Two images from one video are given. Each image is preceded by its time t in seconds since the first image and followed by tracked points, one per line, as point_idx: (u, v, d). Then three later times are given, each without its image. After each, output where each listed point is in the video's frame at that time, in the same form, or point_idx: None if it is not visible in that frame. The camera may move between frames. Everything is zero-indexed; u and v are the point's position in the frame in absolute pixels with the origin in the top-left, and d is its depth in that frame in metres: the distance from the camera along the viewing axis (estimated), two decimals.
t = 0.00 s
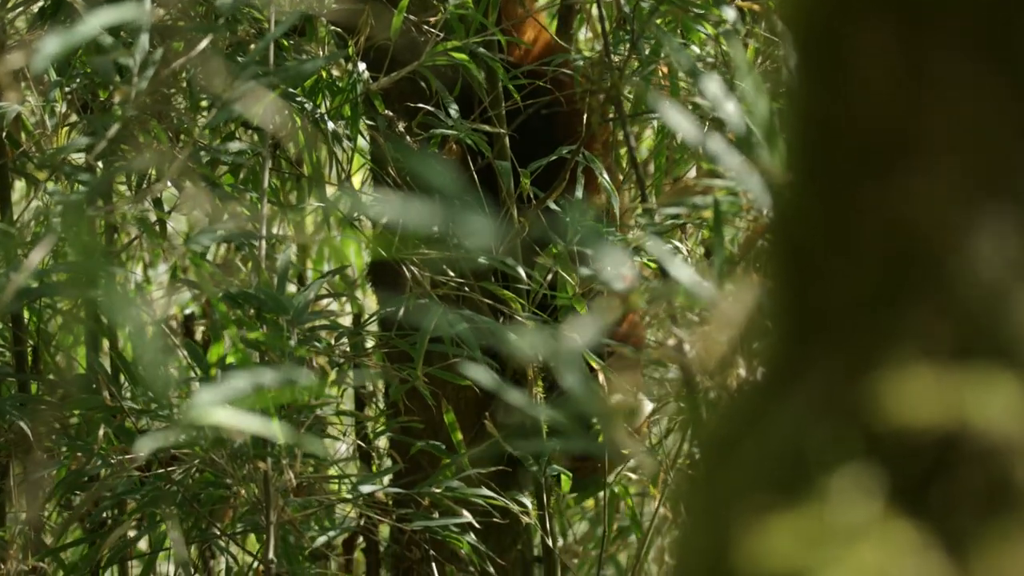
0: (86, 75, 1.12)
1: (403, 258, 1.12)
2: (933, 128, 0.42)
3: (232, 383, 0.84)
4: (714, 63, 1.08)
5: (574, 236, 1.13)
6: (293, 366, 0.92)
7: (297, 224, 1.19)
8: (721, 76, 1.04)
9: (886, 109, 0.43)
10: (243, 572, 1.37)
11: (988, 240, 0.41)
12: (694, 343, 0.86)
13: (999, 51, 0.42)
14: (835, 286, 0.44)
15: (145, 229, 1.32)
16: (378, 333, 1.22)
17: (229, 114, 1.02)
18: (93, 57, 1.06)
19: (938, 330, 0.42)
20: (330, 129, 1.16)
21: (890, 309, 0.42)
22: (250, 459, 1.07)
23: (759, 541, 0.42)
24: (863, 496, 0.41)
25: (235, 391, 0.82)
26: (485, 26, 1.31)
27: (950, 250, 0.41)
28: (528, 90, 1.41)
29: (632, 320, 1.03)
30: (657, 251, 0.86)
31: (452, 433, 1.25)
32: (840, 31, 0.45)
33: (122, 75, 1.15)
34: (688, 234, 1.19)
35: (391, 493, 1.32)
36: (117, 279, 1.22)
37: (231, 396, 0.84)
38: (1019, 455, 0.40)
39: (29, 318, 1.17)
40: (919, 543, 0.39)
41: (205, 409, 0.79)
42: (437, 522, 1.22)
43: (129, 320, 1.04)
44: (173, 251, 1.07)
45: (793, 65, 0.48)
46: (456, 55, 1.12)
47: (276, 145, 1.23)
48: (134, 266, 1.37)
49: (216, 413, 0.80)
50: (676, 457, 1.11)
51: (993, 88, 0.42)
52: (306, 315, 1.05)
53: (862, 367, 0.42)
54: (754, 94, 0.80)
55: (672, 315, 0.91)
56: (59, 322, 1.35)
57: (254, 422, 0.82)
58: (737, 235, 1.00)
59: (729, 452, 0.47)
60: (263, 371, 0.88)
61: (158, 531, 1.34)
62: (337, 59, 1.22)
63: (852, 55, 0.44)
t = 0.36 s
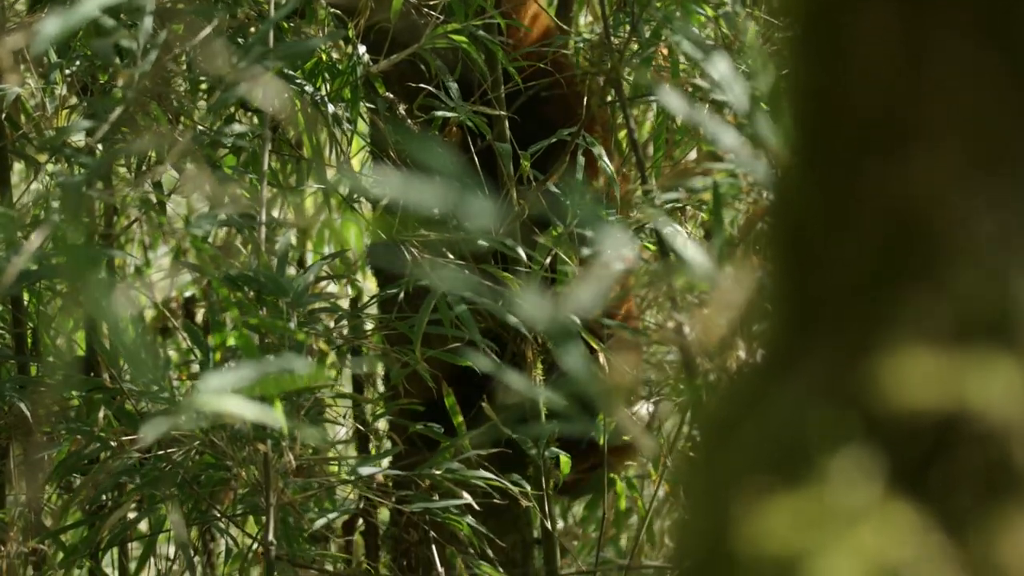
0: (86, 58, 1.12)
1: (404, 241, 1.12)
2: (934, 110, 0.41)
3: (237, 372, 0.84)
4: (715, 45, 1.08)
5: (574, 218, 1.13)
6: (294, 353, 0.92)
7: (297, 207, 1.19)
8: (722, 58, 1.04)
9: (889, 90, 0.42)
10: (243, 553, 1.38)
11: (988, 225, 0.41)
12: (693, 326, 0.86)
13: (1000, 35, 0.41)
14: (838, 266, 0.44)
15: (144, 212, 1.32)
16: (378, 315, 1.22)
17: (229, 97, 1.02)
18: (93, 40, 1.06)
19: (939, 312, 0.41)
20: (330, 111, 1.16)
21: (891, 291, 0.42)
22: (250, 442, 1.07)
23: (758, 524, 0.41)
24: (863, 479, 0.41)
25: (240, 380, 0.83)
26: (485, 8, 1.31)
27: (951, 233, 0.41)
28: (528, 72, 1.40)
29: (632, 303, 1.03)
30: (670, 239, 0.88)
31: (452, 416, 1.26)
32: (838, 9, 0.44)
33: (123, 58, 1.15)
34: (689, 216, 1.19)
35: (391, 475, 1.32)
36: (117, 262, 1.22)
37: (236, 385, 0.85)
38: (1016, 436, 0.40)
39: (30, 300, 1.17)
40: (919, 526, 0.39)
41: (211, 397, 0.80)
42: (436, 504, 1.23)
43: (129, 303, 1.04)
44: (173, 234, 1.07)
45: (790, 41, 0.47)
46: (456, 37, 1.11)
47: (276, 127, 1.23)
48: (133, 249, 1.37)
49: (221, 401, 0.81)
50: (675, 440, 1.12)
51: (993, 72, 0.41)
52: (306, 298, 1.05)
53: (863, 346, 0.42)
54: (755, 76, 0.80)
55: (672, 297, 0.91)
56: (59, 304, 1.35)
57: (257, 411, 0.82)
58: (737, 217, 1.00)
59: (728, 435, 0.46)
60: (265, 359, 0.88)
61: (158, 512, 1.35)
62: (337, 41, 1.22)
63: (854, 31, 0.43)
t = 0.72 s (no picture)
0: (85, 33, 1.12)
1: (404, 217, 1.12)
2: (935, 105, 0.41)
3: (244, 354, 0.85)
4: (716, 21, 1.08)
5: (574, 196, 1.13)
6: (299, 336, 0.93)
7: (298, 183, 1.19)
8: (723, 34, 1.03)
9: (889, 81, 0.42)
10: (243, 529, 1.38)
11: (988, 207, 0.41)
12: (693, 303, 0.86)
13: (1001, 22, 0.41)
14: (837, 251, 0.43)
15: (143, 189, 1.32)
16: (378, 292, 1.23)
17: (230, 71, 1.02)
18: (94, 16, 1.06)
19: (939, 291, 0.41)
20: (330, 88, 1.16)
21: (890, 273, 0.42)
22: (251, 418, 1.08)
23: (757, 500, 0.41)
24: (862, 455, 0.40)
25: (247, 363, 0.83)
26: None
27: (951, 216, 0.41)
28: (528, 49, 1.40)
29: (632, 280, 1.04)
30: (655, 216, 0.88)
31: (453, 393, 1.26)
32: None
33: (122, 34, 1.15)
34: (689, 193, 1.18)
35: (391, 451, 1.33)
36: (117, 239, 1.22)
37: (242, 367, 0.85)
38: (1017, 412, 0.40)
39: (31, 277, 1.17)
40: (919, 503, 0.39)
41: (218, 380, 0.80)
42: (437, 480, 1.23)
43: (130, 280, 1.04)
44: (173, 210, 1.07)
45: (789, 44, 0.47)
46: (456, 13, 1.11)
47: (276, 104, 1.23)
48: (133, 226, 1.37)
49: (227, 384, 0.81)
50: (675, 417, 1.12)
51: (993, 60, 0.41)
52: (307, 275, 1.05)
53: (861, 323, 0.42)
54: (757, 53, 0.80)
55: (673, 274, 0.91)
56: (58, 282, 1.36)
57: (262, 394, 0.83)
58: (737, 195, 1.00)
59: (729, 410, 0.45)
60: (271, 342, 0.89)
61: (158, 489, 1.35)
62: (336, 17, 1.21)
63: (853, 26, 0.43)
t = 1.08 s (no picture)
0: (85, 10, 1.11)
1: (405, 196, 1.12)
2: (935, 85, 0.40)
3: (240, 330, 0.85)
4: None
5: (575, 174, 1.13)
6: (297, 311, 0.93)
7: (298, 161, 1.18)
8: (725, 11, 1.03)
9: (893, 70, 0.41)
10: (243, 507, 1.39)
11: (991, 190, 0.40)
12: (693, 281, 0.86)
13: None
14: (840, 234, 0.42)
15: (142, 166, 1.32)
16: (379, 271, 1.23)
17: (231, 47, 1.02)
18: None
19: (940, 270, 0.40)
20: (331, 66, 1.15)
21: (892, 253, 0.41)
22: (251, 396, 1.08)
23: (758, 477, 0.41)
24: (863, 433, 0.40)
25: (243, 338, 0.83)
26: None
27: (954, 201, 0.40)
28: (529, 27, 1.39)
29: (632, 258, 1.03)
30: (670, 196, 0.88)
31: (453, 371, 1.26)
32: None
33: (122, 11, 1.14)
34: (690, 171, 1.18)
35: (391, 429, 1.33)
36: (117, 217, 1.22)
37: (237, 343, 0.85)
38: (1018, 390, 0.41)
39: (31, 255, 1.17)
40: (918, 480, 0.39)
41: (215, 355, 0.80)
42: (437, 458, 1.24)
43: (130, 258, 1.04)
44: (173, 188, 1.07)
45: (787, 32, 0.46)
46: None
47: (276, 82, 1.22)
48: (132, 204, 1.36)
49: (224, 359, 0.81)
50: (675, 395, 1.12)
51: (997, 46, 0.41)
52: (307, 253, 1.04)
53: (860, 302, 0.41)
54: (759, 29, 0.80)
55: (674, 252, 0.91)
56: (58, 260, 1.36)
57: (263, 368, 0.84)
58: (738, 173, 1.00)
59: (728, 387, 0.45)
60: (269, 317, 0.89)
61: (158, 466, 1.36)
62: None
63: (853, 22, 0.42)
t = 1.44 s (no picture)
0: None
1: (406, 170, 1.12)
2: (934, 58, 0.40)
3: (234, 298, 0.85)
4: None
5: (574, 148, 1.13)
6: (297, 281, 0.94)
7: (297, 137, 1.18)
8: None
9: (893, 52, 0.41)
10: (243, 482, 1.39)
11: (994, 175, 0.40)
12: (693, 255, 0.86)
13: None
14: (842, 219, 0.42)
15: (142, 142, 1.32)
16: (379, 246, 1.23)
17: (231, 21, 1.02)
18: None
19: (940, 247, 0.41)
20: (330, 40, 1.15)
21: (892, 234, 0.41)
22: (251, 371, 1.08)
23: (757, 454, 0.41)
24: (863, 410, 0.41)
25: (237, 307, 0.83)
26: None
27: (955, 184, 0.40)
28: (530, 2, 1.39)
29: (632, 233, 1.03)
30: (672, 171, 0.88)
31: (453, 346, 1.27)
32: None
33: None
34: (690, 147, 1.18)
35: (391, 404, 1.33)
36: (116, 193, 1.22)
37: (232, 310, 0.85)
38: (1019, 365, 0.40)
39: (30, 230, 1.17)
40: (917, 455, 0.39)
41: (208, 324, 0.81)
42: (437, 432, 1.24)
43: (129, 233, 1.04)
44: (172, 163, 1.07)
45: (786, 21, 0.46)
46: None
47: (275, 57, 1.22)
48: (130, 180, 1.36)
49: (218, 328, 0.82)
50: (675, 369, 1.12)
51: (998, 31, 0.40)
52: (308, 228, 1.04)
53: (860, 279, 0.41)
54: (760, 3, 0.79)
55: (673, 227, 0.91)
56: (58, 236, 1.36)
57: (257, 335, 0.85)
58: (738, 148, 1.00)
59: (728, 363, 0.45)
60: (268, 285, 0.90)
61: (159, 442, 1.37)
62: None
63: None
